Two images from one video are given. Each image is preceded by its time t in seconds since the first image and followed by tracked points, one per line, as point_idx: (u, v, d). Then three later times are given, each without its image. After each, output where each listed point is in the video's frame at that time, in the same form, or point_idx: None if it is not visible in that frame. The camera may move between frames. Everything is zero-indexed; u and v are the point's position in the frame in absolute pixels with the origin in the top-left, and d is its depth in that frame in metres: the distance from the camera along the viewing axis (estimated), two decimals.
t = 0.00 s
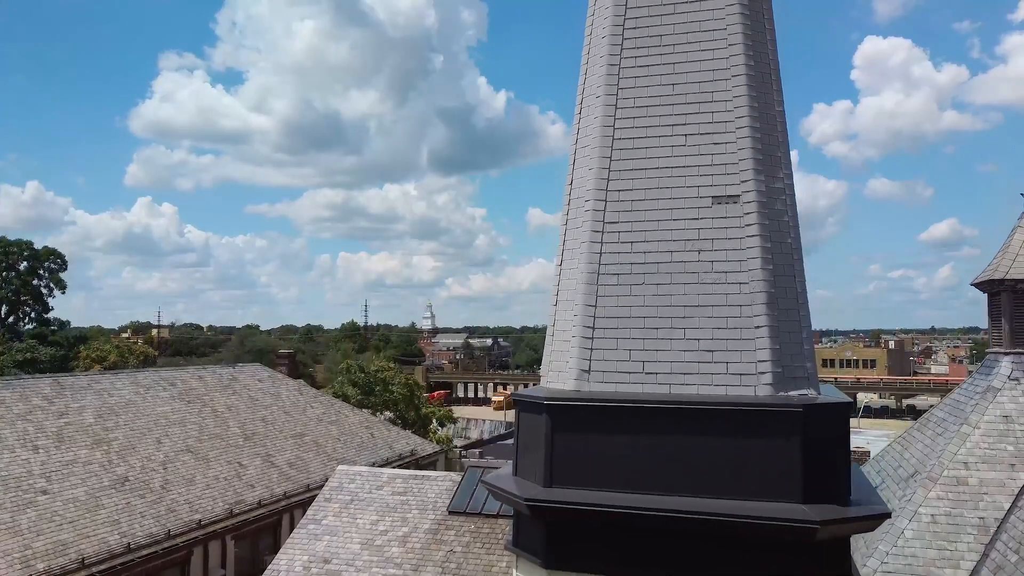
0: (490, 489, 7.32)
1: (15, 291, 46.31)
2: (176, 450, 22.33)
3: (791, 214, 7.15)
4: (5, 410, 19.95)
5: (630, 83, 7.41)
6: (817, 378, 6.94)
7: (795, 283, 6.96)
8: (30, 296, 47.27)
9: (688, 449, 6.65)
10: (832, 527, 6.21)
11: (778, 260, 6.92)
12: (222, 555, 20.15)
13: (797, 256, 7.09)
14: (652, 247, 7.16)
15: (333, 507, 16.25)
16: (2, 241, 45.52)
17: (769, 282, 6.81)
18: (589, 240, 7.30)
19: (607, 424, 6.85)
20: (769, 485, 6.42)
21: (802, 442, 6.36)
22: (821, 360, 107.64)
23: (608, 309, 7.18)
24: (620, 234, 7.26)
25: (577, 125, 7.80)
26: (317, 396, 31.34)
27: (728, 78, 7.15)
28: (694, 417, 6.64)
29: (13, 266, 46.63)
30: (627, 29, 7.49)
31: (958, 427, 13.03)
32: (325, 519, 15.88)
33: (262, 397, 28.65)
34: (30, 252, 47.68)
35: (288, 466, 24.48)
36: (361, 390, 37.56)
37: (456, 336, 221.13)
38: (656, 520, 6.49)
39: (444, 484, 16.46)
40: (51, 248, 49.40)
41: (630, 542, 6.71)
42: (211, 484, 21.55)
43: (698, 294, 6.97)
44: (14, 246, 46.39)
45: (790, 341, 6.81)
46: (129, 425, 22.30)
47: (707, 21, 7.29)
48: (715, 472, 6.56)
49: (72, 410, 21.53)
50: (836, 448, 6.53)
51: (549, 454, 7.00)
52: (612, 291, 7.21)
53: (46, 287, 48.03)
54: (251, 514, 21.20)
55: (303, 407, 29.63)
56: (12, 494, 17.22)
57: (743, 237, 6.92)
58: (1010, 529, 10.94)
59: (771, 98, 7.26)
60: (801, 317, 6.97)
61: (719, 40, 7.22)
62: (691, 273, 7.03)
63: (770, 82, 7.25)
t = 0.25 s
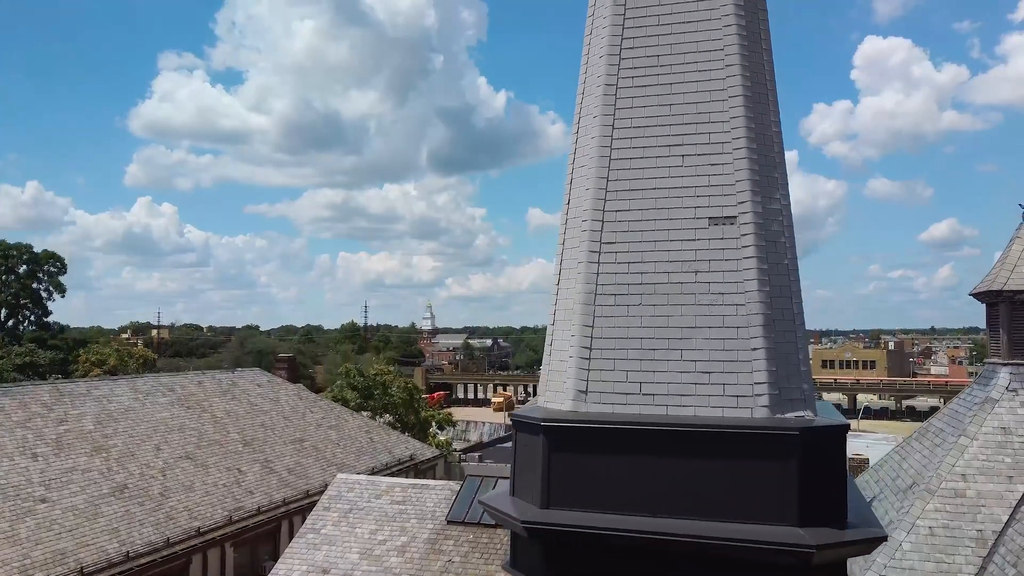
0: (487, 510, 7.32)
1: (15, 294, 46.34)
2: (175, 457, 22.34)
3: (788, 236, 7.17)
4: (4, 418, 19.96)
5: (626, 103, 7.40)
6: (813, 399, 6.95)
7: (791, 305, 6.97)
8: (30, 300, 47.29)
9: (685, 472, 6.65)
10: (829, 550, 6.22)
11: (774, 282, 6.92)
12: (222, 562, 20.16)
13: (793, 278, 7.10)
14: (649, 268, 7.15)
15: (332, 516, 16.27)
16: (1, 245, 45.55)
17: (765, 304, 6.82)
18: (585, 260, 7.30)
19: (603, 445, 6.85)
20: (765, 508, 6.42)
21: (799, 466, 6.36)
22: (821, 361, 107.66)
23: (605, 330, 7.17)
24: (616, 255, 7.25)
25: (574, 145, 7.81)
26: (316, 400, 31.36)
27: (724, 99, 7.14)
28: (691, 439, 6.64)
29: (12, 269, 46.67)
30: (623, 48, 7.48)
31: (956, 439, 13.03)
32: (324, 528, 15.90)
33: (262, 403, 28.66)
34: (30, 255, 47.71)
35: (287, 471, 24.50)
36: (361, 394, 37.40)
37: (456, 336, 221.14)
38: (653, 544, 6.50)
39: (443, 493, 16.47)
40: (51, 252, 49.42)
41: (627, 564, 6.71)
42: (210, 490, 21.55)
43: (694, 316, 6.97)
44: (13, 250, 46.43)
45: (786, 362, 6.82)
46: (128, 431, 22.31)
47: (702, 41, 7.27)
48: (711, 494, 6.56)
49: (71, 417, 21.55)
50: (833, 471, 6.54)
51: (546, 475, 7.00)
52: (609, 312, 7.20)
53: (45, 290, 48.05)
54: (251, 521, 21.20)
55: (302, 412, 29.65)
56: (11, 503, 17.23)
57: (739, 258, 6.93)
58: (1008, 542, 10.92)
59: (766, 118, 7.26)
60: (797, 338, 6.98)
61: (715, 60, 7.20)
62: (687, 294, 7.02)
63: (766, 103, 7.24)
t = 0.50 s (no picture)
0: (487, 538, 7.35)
1: (15, 300, 46.40)
2: (175, 465, 22.37)
3: (786, 265, 7.21)
4: (4, 428, 20.00)
5: (625, 132, 7.45)
6: (812, 428, 6.99)
7: (790, 335, 7.01)
8: (30, 305, 47.37)
9: (684, 501, 6.68)
10: None
11: (772, 312, 6.97)
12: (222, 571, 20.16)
13: (791, 307, 7.14)
14: (648, 297, 7.19)
15: (332, 528, 16.30)
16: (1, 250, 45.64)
17: (764, 334, 6.86)
18: (585, 289, 7.34)
19: (602, 474, 6.88)
20: (764, 538, 6.45)
21: (797, 496, 6.39)
22: (821, 362, 107.67)
23: (604, 358, 7.21)
24: (615, 283, 7.29)
25: (573, 172, 7.87)
26: (316, 407, 31.41)
27: (723, 129, 7.19)
28: (689, 469, 6.67)
29: (13, 275, 46.78)
30: (622, 78, 7.54)
31: (955, 454, 13.06)
32: (324, 540, 15.92)
33: (262, 410, 28.70)
34: (30, 260, 47.80)
35: (287, 479, 24.52)
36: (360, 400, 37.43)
37: (456, 337, 221.16)
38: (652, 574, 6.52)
39: (443, 505, 16.51)
40: (51, 257, 49.52)
41: None
42: (211, 499, 21.57)
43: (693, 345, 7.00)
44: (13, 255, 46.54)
45: (784, 392, 6.86)
46: (129, 440, 22.35)
47: (701, 71, 7.32)
48: (710, 524, 6.59)
49: (72, 427, 21.59)
50: (831, 501, 6.57)
51: (545, 504, 7.04)
52: (608, 340, 7.24)
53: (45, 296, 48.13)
54: (250, 530, 21.18)
55: (302, 419, 29.70)
56: (12, 514, 17.26)
57: (738, 288, 6.96)
58: (1007, 559, 10.90)
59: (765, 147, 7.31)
60: (795, 368, 7.02)
61: (713, 90, 7.25)
62: (686, 323, 7.06)
63: (764, 132, 7.29)
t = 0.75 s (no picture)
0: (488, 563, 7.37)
1: (15, 304, 46.44)
2: (176, 474, 22.38)
3: (786, 292, 7.25)
4: (5, 437, 20.03)
5: (624, 158, 7.47)
6: (811, 455, 7.02)
7: (789, 362, 7.05)
8: (30, 309, 47.41)
9: (683, 528, 6.71)
10: None
11: (772, 339, 6.99)
12: None
13: (791, 334, 7.18)
14: (648, 323, 7.21)
15: (332, 539, 16.32)
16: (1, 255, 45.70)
17: (764, 361, 6.88)
18: (585, 314, 7.37)
19: (602, 501, 6.89)
20: (763, 567, 6.47)
21: (796, 525, 6.42)
22: (821, 363, 107.66)
23: (604, 384, 7.23)
24: (615, 308, 7.31)
25: (574, 197, 7.89)
26: (317, 413, 31.43)
27: (723, 156, 7.20)
28: (688, 497, 6.69)
29: (13, 279, 46.86)
30: (622, 104, 7.57)
31: (954, 469, 13.06)
32: (324, 552, 15.92)
33: (262, 417, 28.73)
34: (30, 264, 47.86)
35: (287, 486, 24.54)
36: (361, 404, 37.45)
37: (456, 337, 221.21)
38: None
39: (443, 517, 16.53)
40: (51, 262, 49.58)
41: None
42: (211, 508, 21.57)
43: (693, 371, 7.03)
44: (13, 260, 46.61)
45: (784, 420, 6.89)
46: (129, 449, 22.37)
47: (701, 98, 7.34)
48: (709, 551, 6.62)
49: (72, 436, 21.62)
50: (829, 529, 6.62)
51: (545, 530, 7.06)
52: (608, 366, 7.26)
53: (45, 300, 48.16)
54: (250, 539, 21.15)
55: (303, 425, 29.72)
56: (13, 525, 17.27)
57: (737, 315, 6.98)
58: None
59: (764, 174, 7.33)
60: (795, 395, 7.05)
61: (713, 117, 7.26)
62: (686, 349, 7.07)
63: (764, 160, 7.32)
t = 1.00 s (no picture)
0: None
1: (15, 308, 46.47)
2: (175, 482, 22.40)
3: (784, 318, 7.28)
4: (5, 447, 20.05)
5: (623, 183, 7.50)
6: (809, 481, 7.04)
7: (787, 387, 7.08)
8: (30, 313, 47.47)
9: (682, 554, 6.73)
10: None
11: (770, 365, 7.01)
12: None
13: (789, 359, 7.21)
14: (647, 348, 7.22)
15: (332, 550, 16.33)
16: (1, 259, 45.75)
17: (761, 387, 6.91)
18: (583, 338, 7.39)
19: (601, 526, 6.91)
20: None
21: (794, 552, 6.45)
22: (821, 365, 107.64)
23: (603, 409, 7.24)
24: (613, 332, 7.33)
25: (572, 220, 7.92)
26: (317, 419, 31.46)
27: (720, 182, 7.23)
28: (687, 523, 6.71)
29: (13, 283, 46.92)
30: (621, 128, 7.59)
31: (953, 482, 13.07)
32: (323, 563, 15.93)
33: (262, 423, 28.74)
34: (30, 268, 47.93)
35: (287, 494, 24.55)
36: (361, 409, 37.51)
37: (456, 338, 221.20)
38: None
39: (442, 527, 16.54)
40: (51, 266, 49.63)
41: None
42: (211, 516, 21.58)
43: (691, 397, 7.04)
44: (14, 264, 46.67)
45: (782, 446, 6.91)
46: (129, 457, 22.38)
47: (699, 123, 7.37)
48: None
49: (72, 444, 21.64)
50: (827, 555, 6.65)
51: (544, 555, 7.07)
52: (606, 391, 7.27)
53: (45, 304, 48.21)
54: (250, 547, 21.16)
55: (302, 431, 29.74)
56: (12, 536, 17.27)
57: (735, 340, 7.00)
58: None
59: (761, 199, 7.37)
60: (793, 421, 7.08)
61: (711, 143, 7.29)
62: (684, 375, 7.09)
63: (762, 186, 7.36)
